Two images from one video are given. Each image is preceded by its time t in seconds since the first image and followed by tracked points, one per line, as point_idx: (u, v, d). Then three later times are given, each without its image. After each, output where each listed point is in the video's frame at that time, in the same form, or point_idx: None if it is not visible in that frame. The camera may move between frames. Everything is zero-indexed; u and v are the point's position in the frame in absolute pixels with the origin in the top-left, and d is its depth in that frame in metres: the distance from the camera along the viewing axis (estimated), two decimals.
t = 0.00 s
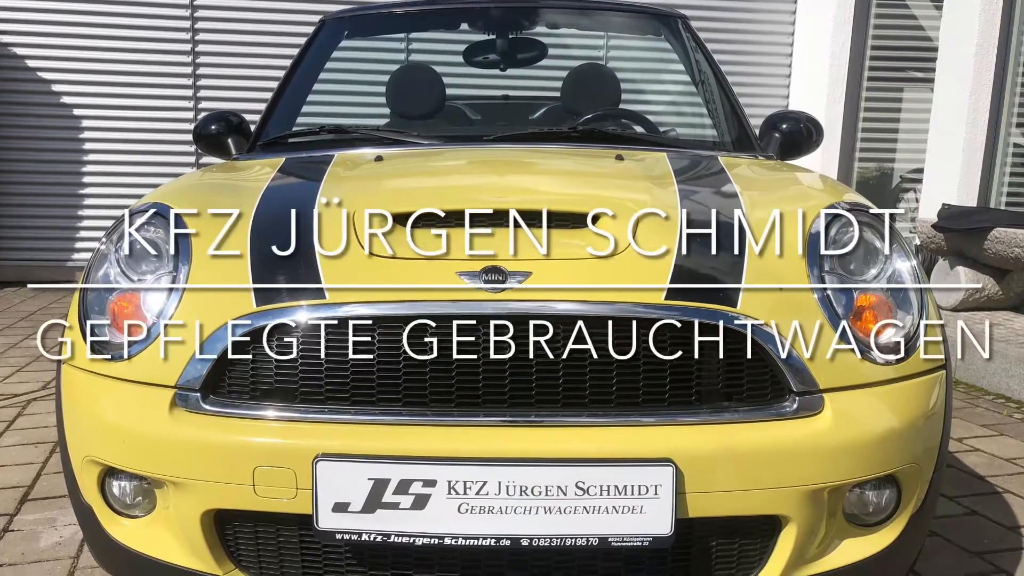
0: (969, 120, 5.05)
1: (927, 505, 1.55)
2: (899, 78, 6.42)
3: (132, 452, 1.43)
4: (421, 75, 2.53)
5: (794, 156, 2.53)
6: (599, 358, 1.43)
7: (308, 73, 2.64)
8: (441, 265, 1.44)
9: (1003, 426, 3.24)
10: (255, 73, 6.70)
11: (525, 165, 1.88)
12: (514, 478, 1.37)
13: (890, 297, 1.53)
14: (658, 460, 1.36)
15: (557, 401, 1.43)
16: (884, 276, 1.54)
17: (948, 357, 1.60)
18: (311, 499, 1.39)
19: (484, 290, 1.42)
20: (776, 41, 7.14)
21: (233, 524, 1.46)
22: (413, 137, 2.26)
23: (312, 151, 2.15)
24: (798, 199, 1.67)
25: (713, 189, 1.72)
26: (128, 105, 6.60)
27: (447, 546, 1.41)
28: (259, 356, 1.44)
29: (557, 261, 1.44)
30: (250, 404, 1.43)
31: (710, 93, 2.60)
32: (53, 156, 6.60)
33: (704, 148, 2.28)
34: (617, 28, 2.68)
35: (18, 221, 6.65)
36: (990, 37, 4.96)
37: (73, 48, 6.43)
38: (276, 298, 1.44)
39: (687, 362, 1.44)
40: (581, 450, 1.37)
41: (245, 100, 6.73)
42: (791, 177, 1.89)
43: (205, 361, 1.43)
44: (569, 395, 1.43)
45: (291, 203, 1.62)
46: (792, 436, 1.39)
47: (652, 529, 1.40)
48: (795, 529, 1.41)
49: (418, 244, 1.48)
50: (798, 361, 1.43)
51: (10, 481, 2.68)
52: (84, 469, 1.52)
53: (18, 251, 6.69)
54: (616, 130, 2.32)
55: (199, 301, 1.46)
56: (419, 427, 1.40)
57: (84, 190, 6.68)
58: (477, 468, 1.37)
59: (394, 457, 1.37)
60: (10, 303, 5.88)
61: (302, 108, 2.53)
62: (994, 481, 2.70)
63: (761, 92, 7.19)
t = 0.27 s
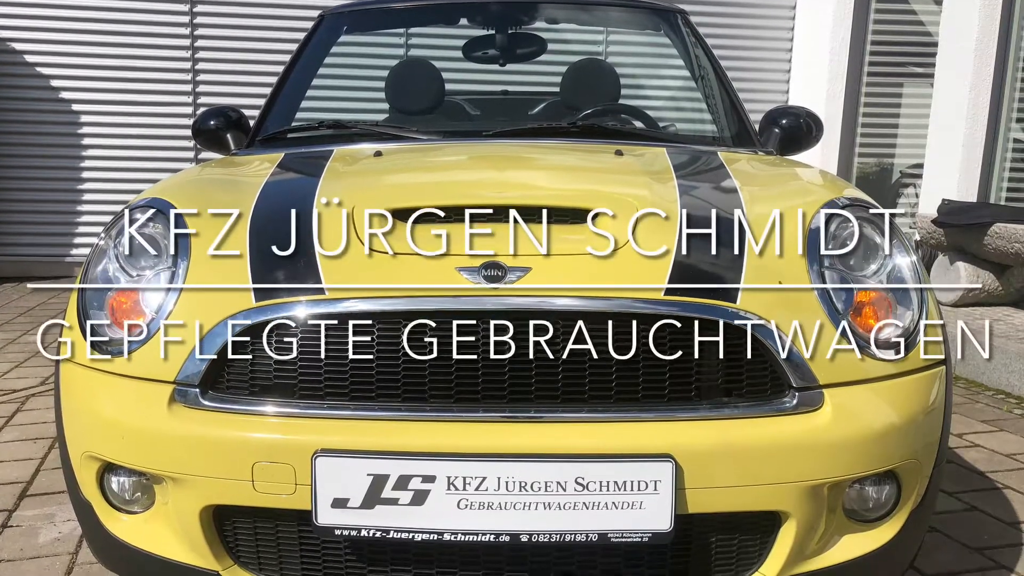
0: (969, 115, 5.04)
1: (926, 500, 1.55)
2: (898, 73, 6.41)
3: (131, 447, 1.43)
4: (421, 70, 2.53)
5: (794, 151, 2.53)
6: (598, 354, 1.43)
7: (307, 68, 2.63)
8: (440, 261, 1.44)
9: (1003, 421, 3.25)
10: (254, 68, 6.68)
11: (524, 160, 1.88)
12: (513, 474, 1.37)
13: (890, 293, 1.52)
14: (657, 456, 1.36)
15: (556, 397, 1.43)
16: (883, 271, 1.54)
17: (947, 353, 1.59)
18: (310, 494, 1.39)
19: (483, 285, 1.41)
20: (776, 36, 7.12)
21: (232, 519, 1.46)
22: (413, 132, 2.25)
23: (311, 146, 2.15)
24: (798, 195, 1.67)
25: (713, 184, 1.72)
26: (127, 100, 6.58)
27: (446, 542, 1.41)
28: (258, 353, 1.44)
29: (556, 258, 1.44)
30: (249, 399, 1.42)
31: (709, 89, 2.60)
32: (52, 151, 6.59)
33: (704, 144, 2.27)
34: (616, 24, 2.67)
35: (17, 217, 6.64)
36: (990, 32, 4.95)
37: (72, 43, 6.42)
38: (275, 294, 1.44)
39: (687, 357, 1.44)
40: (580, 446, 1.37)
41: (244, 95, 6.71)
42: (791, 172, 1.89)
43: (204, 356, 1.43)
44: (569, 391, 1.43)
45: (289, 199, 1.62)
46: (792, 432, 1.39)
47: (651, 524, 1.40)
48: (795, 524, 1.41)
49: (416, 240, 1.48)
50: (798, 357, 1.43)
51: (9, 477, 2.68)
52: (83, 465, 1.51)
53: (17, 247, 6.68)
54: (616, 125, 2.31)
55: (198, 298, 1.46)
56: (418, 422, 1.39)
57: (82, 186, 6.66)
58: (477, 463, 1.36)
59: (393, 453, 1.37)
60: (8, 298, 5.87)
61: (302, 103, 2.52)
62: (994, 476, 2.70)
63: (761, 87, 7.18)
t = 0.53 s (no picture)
0: (970, 111, 5.03)
1: (927, 496, 1.55)
2: (898, 69, 6.42)
3: (129, 443, 1.43)
4: (420, 64, 2.52)
5: (794, 147, 2.52)
6: (598, 349, 1.43)
7: (306, 62, 2.62)
8: (439, 256, 1.44)
9: (1003, 417, 3.24)
10: (253, 63, 6.67)
11: (524, 155, 1.87)
12: (513, 470, 1.37)
13: (890, 289, 1.52)
14: (657, 451, 1.36)
15: (556, 392, 1.43)
16: (883, 267, 1.54)
17: (947, 349, 1.59)
18: (309, 490, 1.39)
19: (482, 280, 1.41)
20: (776, 32, 7.11)
21: (231, 515, 1.46)
22: (411, 128, 2.24)
23: (311, 141, 2.14)
24: (797, 190, 1.67)
25: (712, 180, 1.72)
26: (126, 96, 6.57)
27: (446, 537, 1.40)
28: (258, 349, 1.44)
29: (556, 253, 1.44)
30: (248, 395, 1.42)
31: (709, 84, 2.59)
32: (51, 146, 6.58)
33: (704, 139, 2.26)
34: (615, 19, 2.65)
35: (16, 212, 6.63)
36: (990, 27, 4.94)
37: (71, 38, 6.41)
38: (275, 288, 1.43)
39: (687, 353, 1.44)
40: (579, 442, 1.36)
41: (243, 91, 6.69)
42: (791, 168, 1.88)
43: (202, 351, 1.43)
44: (568, 386, 1.43)
45: (289, 195, 1.62)
46: (792, 427, 1.39)
47: (651, 520, 1.39)
48: (795, 520, 1.41)
49: (415, 236, 1.47)
50: (798, 353, 1.43)
51: (8, 473, 2.68)
52: (81, 461, 1.51)
53: (17, 242, 6.68)
54: (615, 120, 2.31)
55: (196, 293, 1.45)
56: (417, 418, 1.39)
57: (81, 181, 6.65)
58: (476, 459, 1.36)
59: (392, 449, 1.37)
60: (7, 294, 5.86)
61: (301, 98, 2.51)
62: (994, 472, 2.70)
63: (761, 82, 7.16)
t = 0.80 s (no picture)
0: (970, 106, 5.03)
1: (926, 492, 1.55)
2: (898, 64, 6.46)
3: (128, 439, 1.43)
4: (418, 59, 2.51)
5: (794, 142, 2.51)
6: (597, 345, 1.43)
7: (305, 58, 2.62)
8: (438, 252, 1.44)
9: (1003, 413, 3.25)
10: (252, 58, 6.65)
11: (522, 150, 1.87)
12: (512, 465, 1.36)
13: (890, 284, 1.52)
14: (657, 447, 1.36)
15: (555, 388, 1.42)
16: (883, 262, 1.54)
17: (947, 344, 1.59)
18: (308, 486, 1.39)
19: (480, 276, 1.41)
20: (776, 27, 7.09)
21: (230, 511, 1.46)
22: (411, 123, 2.24)
23: (310, 137, 2.13)
24: (796, 186, 1.66)
25: (712, 175, 1.71)
26: (124, 91, 6.55)
27: (445, 533, 1.40)
28: (257, 345, 1.43)
29: (555, 249, 1.44)
30: (247, 390, 1.42)
31: (708, 79, 2.58)
32: (50, 142, 6.56)
33: (704, 134, 2.26)
34: (615, 14, 2.68)
35: (15, 208, 6.62)
36: (990, 22, 4.93)
37: (70, 34, 6.40)
38: (275, 284, 1.43)
39: (687, 349, 1.43)
40: (579, 437, 1.36)
41: (242, 86, 6.68)
42: (790, 163, 1.88)
43: (201, 347, 1.42)
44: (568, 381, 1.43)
45: (288, 192, 1.61)
46: (792, 424, 1.39)
47: (650, 516, 1.39)
48: (795, 516, 1.41)
49: (414, 232, 1.48)
50: (797, 349, 1.42)
51: (6, 469, 2.68)
52: (80, 457, 1.51)
53: (16, 238, 6.67)
54: (614, 115, 2.30)
55: (196, 288, 1.45)
56: (416, 414, 1.39)
57: (80, 176, 6.64)
58: (475, 455, 1.36)
59: (391, 444, 1.36)
60: (6, 290, 5.85)
61: (299, 93, 2.50)
62: (994, 468, 2.70)
63: (761, 77, 7.15)
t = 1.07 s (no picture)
0: (970, 102, 5.02)
1: (926, 487, 1.55)
2: (898, 59, 6.45)
3: (127, 434, 1.42)
4: (418, 55, 2.51)
5: (794, 138, 2.51)
6: (596, 340, 1.42)
7: (304, 53, 2.61)
8: (437, 247, 1.43)
9: (1004, 408, 3.25)
10: (251, 53, 6.65)
11: (522, 146, 1.86)
12: (511, 461, 1.36)
13: (890, 280, 1.52)
14: (656, 443, 1.35)
15: (554, 383, 1.42)
16: (883, 258, 1.54)
17: (948, 340, 1.59)
18: (307, 482, 1.38)
19: (479, 272, 1.40)
20: (776, 22, 7.08)
21: (229, 507, 1.46)
22: (410, 118, 2.23)
23: (309, 132, 2.13)
24: (796, 181, 1.66)
25: (711, 170, 1.71)
26: (123, 86, 6.54)
27: (444, 529, 1.40)
28: (256, 341, 1.43)
29: (554, 245, 1.44)
30: (245, 386, 1.41)
31: (708, 74, 2.58)
32: (49, 137, 6.55)
33: (704, 130, 2.25)
34: (614, 10, 2.69)
35: (14, 203, 6.61)
36: (991, 17, 4.92)
37: (69, 29, 6.38)
38: (274, 279, 1.42)
39: (686, 344, 1.43)
40: (578, 433, 1.36)
41: (241, 81, 6.67)
42: (790, 159, 1.88)
43: (200, 343, 1.42)
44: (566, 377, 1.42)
45: (288, 187, 1.61)
46: (792, 419, 1.38)
47: (650, 512, 1.39)
48: (794, 512, 1.41)
49: (413, 228, 1.47)
50: (796, 344, 1.42)
51: (5, 464, 2.67)
52: (79, 452, 1.51)
53: (15, 233, 6.66)
54: (613, 111, 2.29)
55: (195, 283, 1.44)
56: (415, 410, 1.38)
57: (79, 172, 6.63)
58: (474, 451, 1.36)
59: (390, 440, 1.36)
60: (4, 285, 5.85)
61: (298, 88, 2.49)
62: (994, 464, 2.70)
63: (761, 73, 7.14)
